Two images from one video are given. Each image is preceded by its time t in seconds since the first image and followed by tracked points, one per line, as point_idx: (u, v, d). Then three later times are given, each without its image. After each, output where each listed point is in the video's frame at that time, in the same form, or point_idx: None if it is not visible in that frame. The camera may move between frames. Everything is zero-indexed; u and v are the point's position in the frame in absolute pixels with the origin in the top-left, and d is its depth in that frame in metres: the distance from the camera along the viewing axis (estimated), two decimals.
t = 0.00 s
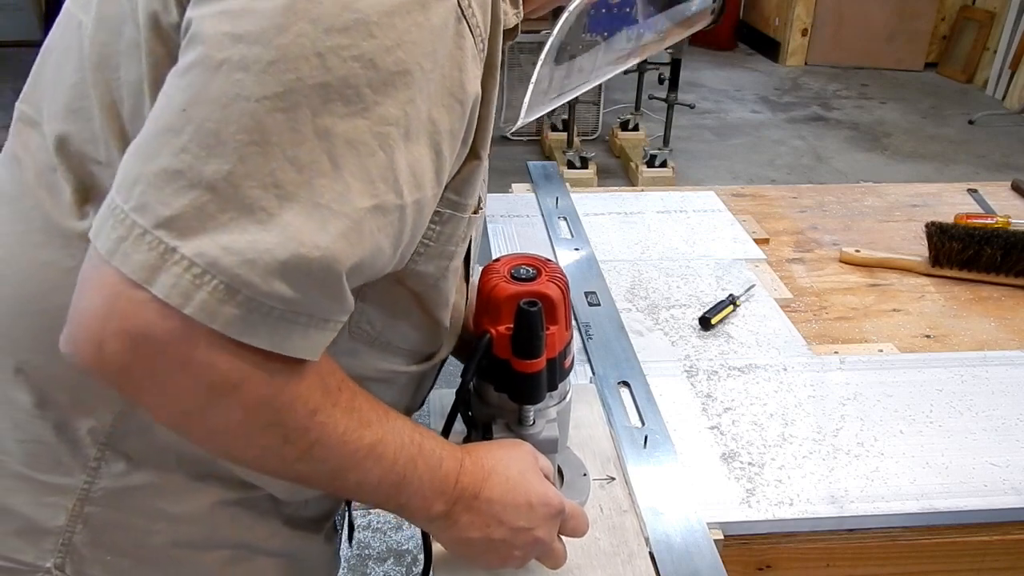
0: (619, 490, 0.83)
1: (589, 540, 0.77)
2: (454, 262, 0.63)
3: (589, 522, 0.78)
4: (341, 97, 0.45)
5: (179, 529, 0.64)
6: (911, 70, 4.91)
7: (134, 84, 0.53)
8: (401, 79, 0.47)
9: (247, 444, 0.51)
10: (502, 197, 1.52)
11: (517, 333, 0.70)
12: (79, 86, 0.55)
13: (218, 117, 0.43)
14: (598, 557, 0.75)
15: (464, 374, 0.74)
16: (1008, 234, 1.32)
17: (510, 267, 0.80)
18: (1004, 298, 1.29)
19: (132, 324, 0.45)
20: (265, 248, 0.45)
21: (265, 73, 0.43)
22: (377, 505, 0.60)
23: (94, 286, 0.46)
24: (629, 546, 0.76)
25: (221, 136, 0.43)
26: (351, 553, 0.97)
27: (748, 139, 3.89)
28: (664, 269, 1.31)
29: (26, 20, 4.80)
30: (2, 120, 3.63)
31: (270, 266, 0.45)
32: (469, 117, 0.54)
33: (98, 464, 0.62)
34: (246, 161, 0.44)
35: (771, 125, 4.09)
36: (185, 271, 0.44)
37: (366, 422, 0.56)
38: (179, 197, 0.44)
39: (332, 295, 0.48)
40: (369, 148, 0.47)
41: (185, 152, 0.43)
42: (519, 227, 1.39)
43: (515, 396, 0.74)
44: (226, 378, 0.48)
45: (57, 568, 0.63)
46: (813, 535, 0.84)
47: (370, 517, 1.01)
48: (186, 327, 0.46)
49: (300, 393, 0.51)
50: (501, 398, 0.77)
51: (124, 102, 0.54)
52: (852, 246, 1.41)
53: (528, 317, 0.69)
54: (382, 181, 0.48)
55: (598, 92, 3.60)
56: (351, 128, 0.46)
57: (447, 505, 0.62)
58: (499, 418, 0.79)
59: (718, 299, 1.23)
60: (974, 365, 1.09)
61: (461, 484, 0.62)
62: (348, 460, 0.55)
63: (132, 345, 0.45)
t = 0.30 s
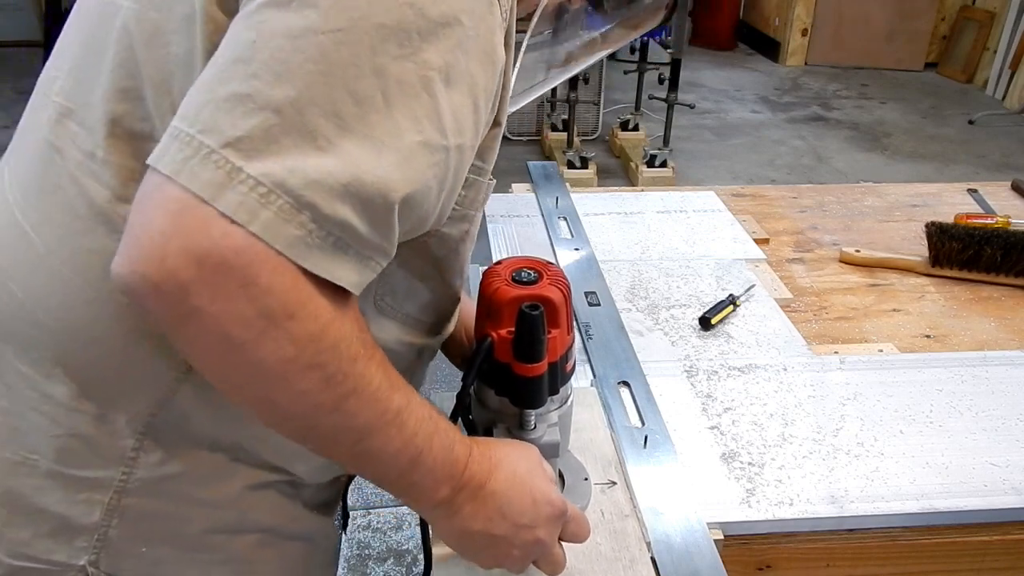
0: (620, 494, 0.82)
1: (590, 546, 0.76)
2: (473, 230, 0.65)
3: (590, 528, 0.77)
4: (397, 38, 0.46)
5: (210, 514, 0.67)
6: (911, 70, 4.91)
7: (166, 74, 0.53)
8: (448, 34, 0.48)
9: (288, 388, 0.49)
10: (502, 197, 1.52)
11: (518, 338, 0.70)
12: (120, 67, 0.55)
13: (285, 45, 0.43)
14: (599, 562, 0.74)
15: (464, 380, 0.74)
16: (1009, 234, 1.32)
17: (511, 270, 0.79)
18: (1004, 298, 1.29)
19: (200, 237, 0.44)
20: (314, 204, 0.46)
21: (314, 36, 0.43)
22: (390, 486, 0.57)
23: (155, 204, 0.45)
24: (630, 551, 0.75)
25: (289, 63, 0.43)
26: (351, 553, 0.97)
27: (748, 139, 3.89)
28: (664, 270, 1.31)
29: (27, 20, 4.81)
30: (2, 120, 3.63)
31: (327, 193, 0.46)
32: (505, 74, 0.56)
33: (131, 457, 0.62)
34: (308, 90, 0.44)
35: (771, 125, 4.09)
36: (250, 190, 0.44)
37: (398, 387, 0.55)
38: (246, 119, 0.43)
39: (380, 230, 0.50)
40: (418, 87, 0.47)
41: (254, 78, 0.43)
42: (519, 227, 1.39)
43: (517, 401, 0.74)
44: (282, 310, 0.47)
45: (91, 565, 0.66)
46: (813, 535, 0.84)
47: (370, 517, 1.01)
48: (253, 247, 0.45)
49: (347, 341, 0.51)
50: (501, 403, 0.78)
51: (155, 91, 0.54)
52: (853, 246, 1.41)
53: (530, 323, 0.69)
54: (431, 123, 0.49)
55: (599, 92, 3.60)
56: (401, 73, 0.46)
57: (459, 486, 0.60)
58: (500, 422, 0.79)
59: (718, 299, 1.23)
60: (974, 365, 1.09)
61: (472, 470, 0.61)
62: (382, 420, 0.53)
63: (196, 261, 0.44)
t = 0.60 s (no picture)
0: (618, 488, 0.83)
1: (589, 538, 0.77)
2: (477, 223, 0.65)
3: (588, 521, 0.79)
4: (406, 28, 0.46)
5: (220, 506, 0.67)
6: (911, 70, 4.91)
7: (173, 68, 0.54)
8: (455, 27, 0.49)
9: (299, 375, 0.49)
10: (502, 197, 1.52)
11: (517, 331, 0.70)
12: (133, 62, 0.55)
13: (296, 32, 0.44)
14: (597, 555, 0.76)
15: (464, 373, 0.73)
16: (1008, 234, 1.32)
17: (510, 266, 0.79)
18: (1004, 298, 1.29)
19: (215, 221, 0.44)
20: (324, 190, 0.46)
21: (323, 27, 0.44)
22: (394, 473, 0.57)
23: (168, 189, 0.44)
24: (628, 544, 0.77)
25: (301, 50, 0.44)
26: (351, 554, 0.97)
27: (748, 139, 3.89)
28: (664, 270, 1.31)
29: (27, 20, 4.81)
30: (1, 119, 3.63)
31: (336, 179, 0.46)
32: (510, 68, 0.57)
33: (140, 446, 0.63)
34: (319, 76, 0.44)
35: (771, 125, 4.09)
36: (263, 174, 0.44)
37: (404, 375, 0.55)
38: (259, 104, 0.44)
39: (390, 216, 0.50)
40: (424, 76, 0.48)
41: (267, 65, 0.44)
42: (519, 227, 1.39)
43: (516, 395, 0.74)
44: (293, 295, 0.47)
45: (98, 555, 0.66)
46: (813, 534, 0.84)
47: (371, 518, 1.01)
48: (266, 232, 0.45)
49: (356, 327, 0.51)
50: (500, 396, 0.77)
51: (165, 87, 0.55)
52: (853, 246, 1.41)
53: (529, 315, 0.69)
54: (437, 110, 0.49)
55: (599, 91, 3.60)
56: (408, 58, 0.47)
57: (461, 473, 0.60)
58: (499, 416, 0.78)
59: (718, 299, 1.23)
60: (974, 365, 1.09)
61: (474, 459, 0.61)
62: (389, 408, 0.53)
63: (210, 244, 0.44)
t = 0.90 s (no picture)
0: (615, 477, 0.84)
1: (586, 525, 0.78)
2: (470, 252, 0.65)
3: (586, 508, 0.79)
4: (383, 69, 0.46)
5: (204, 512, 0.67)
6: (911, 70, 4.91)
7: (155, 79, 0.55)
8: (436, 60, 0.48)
9: (284, 416, 0.51)
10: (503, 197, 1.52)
11: (518, 321, 0.70)
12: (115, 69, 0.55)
13: (264, 84, 0.43)
14: (594, 543, 0.76)
15: (464, 362, 0.74)
16: (1009, 234, 1.32)
17: (509, 258, 0.79)
18: (1004, 298, 1.29)
19: (178, 292, 0.45)
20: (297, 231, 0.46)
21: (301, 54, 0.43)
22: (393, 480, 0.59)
23: (134, 256, 0.45)
24: (625, 532, 0.77)
25: (269, 102, 0.43)
26: (351, 553, 0.98)
27: (748, 139, 3.89)
28: (664, 270, 1.31)
29: (27, 21, 4.81)
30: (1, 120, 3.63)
31: (306, 232, 0.46)
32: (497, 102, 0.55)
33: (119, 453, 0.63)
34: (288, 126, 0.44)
35: (771, 125, 4.09)
36: (230, 235, 0.45)
37: (390, 395, 0.56)
38: (225, 161, 0.44)
39: (365, 267, 0.50)
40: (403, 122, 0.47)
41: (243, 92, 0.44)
42: (519, 227, 1.39)
43: (514, 385, 0.74)
44: (268, 345, 0.48)
45: (76, 557, 0.66)
46: (813, 535, 0.84)
47: (371, 517, 1.02)
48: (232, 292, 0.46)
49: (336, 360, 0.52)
50: (500, 386, 0.77)
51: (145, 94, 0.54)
52: (853, 247, 1.41)
53: (528, 306, 0.69)
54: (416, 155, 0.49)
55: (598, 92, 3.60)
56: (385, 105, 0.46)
57: (456, 480, 0.62)
58: (498, 405, 0.78)
59: (718, 299, 1.23)
60: (974, 365, 1.09)
61: (470, 456, 0.62)
62: (375, 432, 0.55)
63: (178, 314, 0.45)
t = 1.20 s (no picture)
0: (613, 472, 0.84)
1: (584, 520, 0.78)
2: (428, 223, 0.62)
3: (584, 502, 0.79)
4: (274, 55, 0.44)
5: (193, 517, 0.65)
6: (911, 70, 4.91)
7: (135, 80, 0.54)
8: (331, 27, 0.46)
9: (267, 445, 0.53)
10: (502, 197, 1.52)
11: (518, 316, 0.71)
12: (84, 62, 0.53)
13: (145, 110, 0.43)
14: (593, 536, 0.76)
15: (464, 356, 0.74)
16: (1008, 234, 1.31)
17: (508, 253, 0.79)
18: (1004, 298, 1.29)
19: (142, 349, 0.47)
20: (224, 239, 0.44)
21: (185, 50, 0.42)
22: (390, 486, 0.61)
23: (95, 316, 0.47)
24: (623, 525, 0.77)
25: (157, 121, 0.43)
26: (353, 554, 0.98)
27: (748, 139, 3.89)
28: (664, 270, 1.31)
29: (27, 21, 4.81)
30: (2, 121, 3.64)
31: (228, 244, 0.45)
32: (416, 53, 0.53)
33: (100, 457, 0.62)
34: (186, 144, 0.43)
35: (771, 125, 4.09)
36: (145, 269, 0.44)
37: (375, 411, 0.58)
38: (125, 195, 0.43)
39: (306, 262, 0.49)
40: (319, 111, 0.46)
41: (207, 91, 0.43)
42: (519, 227, 1.39)
43: (514, 379, 0.74)
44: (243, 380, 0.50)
45: (70, 563, 0.65)
46: (813, 534, 0.84)
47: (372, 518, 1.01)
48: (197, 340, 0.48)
49: (312, 383, 0.53)
50: (500, 381, 0.77)
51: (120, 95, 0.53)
52: (853, 246, 1.41)
53: (527, 301, 0.70)
54: (332, 139, 0.47)
55: (598, 92, 3.61)
56: (288, 106, 0.44)
57: (451, 486, 0.63)
58: (498, 400, 0.78)
59: (718, 299, 1.23)
60: (974, 365, 1.09)
61: (468, 457, 0.63)
62: (362, 450, 0.57)
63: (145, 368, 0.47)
